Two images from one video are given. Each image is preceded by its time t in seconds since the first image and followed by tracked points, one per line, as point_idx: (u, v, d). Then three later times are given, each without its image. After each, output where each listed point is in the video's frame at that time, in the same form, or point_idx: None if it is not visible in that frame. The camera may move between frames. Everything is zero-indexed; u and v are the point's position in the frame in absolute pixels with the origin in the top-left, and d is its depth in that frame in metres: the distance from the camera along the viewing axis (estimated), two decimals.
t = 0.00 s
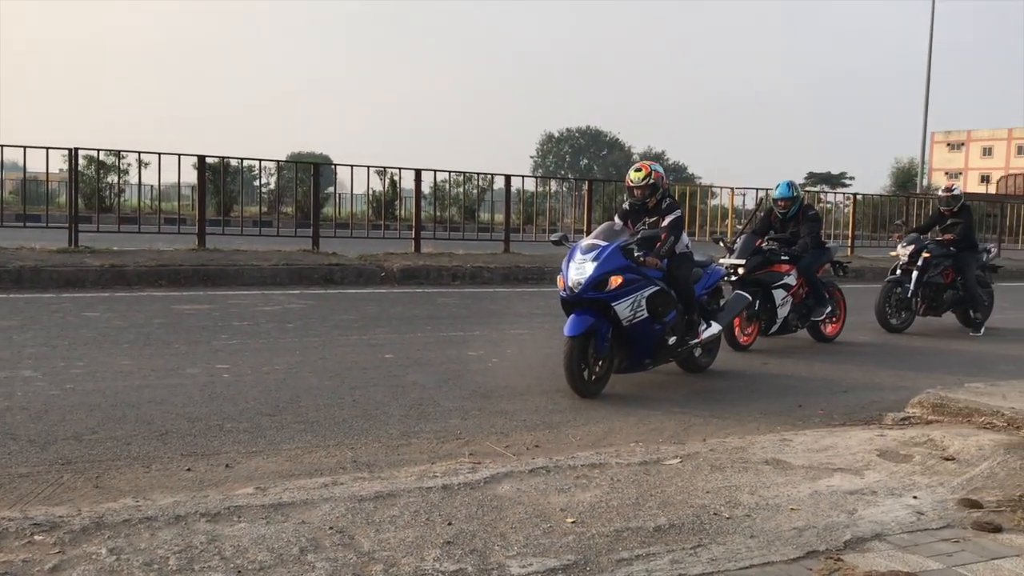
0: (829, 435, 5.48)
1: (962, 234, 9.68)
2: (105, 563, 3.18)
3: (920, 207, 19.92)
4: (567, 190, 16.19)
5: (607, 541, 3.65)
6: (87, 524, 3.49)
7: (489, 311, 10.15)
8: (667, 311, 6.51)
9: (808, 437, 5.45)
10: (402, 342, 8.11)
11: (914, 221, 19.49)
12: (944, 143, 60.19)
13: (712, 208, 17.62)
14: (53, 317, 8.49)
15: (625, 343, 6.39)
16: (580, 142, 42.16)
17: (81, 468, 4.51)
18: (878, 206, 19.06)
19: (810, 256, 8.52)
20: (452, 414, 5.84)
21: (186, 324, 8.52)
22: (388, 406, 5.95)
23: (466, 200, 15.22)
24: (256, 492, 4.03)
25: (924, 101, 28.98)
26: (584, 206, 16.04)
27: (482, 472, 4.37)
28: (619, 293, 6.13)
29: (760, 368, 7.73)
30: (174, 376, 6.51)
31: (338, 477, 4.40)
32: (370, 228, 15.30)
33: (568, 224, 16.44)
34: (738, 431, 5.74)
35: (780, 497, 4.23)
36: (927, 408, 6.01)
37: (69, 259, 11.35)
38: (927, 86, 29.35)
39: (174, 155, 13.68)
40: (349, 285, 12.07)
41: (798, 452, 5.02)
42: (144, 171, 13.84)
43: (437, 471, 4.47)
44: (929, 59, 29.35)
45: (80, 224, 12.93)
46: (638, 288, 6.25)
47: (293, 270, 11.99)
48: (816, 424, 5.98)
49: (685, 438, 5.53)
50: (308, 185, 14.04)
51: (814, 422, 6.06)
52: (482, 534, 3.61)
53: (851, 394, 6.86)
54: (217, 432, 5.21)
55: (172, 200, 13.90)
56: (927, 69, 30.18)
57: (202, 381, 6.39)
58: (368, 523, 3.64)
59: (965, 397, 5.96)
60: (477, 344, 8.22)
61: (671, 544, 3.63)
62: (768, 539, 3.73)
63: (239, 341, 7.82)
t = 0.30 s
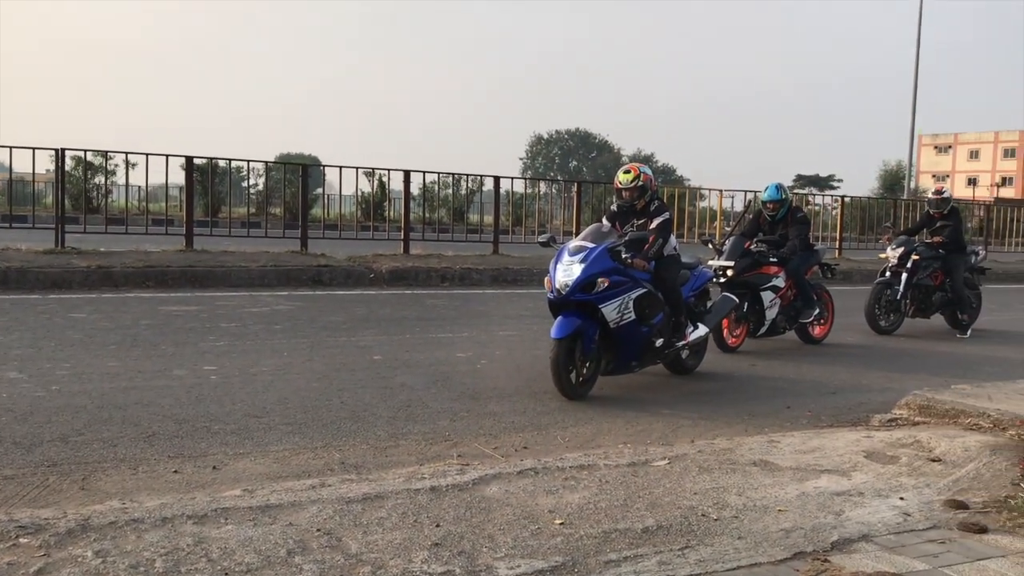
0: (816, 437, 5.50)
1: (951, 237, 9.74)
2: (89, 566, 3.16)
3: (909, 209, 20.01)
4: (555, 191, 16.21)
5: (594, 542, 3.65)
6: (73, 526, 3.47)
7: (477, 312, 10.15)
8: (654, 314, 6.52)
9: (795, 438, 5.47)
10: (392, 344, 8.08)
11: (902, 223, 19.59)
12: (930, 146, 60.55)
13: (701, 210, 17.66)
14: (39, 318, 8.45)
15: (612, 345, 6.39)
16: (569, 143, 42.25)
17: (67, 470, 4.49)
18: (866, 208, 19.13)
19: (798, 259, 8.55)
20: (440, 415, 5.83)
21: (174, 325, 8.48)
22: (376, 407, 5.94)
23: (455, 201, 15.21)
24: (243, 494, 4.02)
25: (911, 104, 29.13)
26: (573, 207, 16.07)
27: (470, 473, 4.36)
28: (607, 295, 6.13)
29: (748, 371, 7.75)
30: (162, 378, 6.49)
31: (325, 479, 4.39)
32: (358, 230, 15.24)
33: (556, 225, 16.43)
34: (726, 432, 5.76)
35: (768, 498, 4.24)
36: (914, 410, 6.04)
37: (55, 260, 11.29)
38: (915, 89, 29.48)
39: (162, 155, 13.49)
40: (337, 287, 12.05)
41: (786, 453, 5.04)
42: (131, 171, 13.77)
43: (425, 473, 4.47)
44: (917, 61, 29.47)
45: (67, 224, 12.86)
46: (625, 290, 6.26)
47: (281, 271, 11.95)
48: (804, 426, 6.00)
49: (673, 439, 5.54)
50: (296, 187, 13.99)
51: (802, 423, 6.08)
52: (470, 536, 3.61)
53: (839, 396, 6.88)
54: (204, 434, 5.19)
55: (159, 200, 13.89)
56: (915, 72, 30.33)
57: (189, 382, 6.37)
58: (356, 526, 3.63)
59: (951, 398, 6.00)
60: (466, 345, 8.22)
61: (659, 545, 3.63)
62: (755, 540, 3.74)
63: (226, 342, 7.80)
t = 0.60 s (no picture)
0: (807, 437, 5.51)
1: (943, 238, 9.78)
2: (80, 566, 3.16)
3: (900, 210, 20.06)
4: (548, 192, 16.23)
5: (586, 542, 3.66)
6: (63, 527, 3.46)
7: (469, 313, 10.15)
8: (642, 315, 6.53)
9: (787, 438, 5.48)
10: (384, 345, 8.07)
11: (893, 224, 19.65)
12: (920, 147, 60.77)
13: (693, 211, 17.70)
14: (29, 318, 8.42)
15: (599, 347, 6.40)
16: (562, 145, 42.33)
17: (56, 471, 4.47)
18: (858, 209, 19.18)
19: (789, 260, 8.56)
20: (432, 416, 5.83)
21: (164, 325, 8.46)
22: (368, 408, 5.94)
23: (446, 202, 15.38)
24: (234, 495, 4.01)
25: (903, 106, 29.25)
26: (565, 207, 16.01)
27: (462, 474, 4.36)
28: (595, 297, 6.13)
29: (739, 372, 7.77)
30: (153, 378, 6.47)
31: (316, 479, 4.39)
32: (350, 230, 15.07)
33: (548, 226, 16.40)
34: (718, 433, 5.77)
35: (759, 498, 4.25)
36: (904, 410, 6.06)
37: (45, 260, 11.24)
38: (906, 90, 29.60)
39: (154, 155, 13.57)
40: (329, 287, 12.03)
41: (777, 454, 5.06)
42: (122, 171, 13.76)
43: (416, 473, 4.46)
44: (907, 61, 29.57)
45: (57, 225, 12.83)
46: (613, 291, 6.25)
47: (273, 271, 11.93)
48: (795, 426, 6.01)
49: (664, 440, 5.55)
50: (288, 187, 14.20)
51: (793, 424, 6.09)
52: (461, 536, 3.61)
53: (829, 397, 6.90)
54: (195, 435, 5.18)
55: (150, 200, 13.88)
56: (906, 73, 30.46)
57: (180, 383, 6.35)
58: (347, 526, 3.63)
59: (941, 399, 6.02)
60: (458, 346, 8.22)
61: (650, 546, 3.64)
62: (746, 540, 3.75)
63: (217, 342, 7.78)
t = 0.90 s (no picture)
0: (803, 436, 5.52)
1: (938, 238, 9.80)
2: (77, 565, 3.15)
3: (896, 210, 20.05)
4: (545, 190, 16.22)
5: (583, 541, 3.66)
6: (60, 526, 3.46)
7: (465, 312, 10.15)
8: (631, 318, 6.53)
9: (783, 438, 5.49)
10: (381, 344, 8.06)
11: (890, 223, 19.65)
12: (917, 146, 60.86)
13: (689, 210, 17.67)
14: (25, 318, 8.40)
15: (587, 349, 6.39)
16: (559, 144, 42.37)
17: (53, 470, 4.46)
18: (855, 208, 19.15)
19: (779, 260, 8.57)
20: (429, 415, 5.83)
21: (161, 324, 8.45)
22: (365, 407, 5.94)
23: (443, 201, 15.26)
24: (232, 494, 4.00)
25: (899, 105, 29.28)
26: (563, 206, 15.98)
27: (460, 473, 4.36)
28: (584, 298, 6.12)
29: (733, 373, 7.78)
30: (149, 377, 6.46)
31: (314, 478, 4.38)
32: (347, 229, 15.11)
33: (545, 224, 16.43)
34: (714, 432, 5.77)
35: (755, 497, 4.26)
36: (900, 409, 6.07)
37: (41, 259, 11.21)
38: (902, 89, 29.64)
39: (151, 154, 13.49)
40: (326, 286, 12.03)
41: (774, 453, 5.07)
42: (119, 170, 13.73)
43: (413, 473, 4.46)
44: (904, 60, 29.58)
45: (53, 224, 12.81)
46: (602, 293, 6.25)
47: (270, 271, 11.91)
48: (790, 426, 6.02)
49: (661, 439, 5.56)
50: (285, 186, 13.93)
51: (788, 423, 6.10)
52: (458, 535, 3.61)
53: (825, 396, 6.92)
54: (192, 434, 5.18)
55: (146, 200, 13.83)
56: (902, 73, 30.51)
57: (177, 382, 6.34)
58: (345, 525, 3.63)
59: (937, 398, 6.03)
60: (454, 345, 8.22)
61: (647, 544, 3.64)
62: (742, 538, 3.76)
63: (214, 341, 7.77)
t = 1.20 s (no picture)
0: (804, 435, 5.52)
1: (936, 237, 9.80)
2: (81, 563, 3.16)
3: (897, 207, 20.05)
4: (546, 189, 16.27)
5: (585, 539, 3.67)
6: (64, 524, 3.47)
7: (466, 310, 10.15)
8: (616, 321, 6.52)
9: (784, 436, 5.49)
10: (383, 342, 8.07)
11: (891, 221, 19.66)
12: (918, 144, 60.86)
13: (690, 208, 17.73)
14: (28, 316, 8.40)
15: (573, 352, 6.37)
16: (560, 142, 42.37)
17: (56, 468, 4.47)
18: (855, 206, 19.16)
19: (775, 259, 8.57)
20: (430, 413, 5.84)
21: (163, 322, 8.46)
22: (367, 405, 5.94)
23: (445, 199, 15.28)
24: (235, 491, 4.01)
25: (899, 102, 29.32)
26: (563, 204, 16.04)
27: (463, 471, 4.37)
28: (570, 300, 6.10)
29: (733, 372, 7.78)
30: (152, 375, 6.47)
31: (317, 476, 4.40)
32: (349, 228, 14.92)
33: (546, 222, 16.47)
34: (714, 431, 5.78)
35: (756, 495, 4.26)
36: (901, 407, 6.07)
37: (43, 258, 11.22)
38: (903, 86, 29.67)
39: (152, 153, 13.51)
40: (329, 285, 12.04)
41: (775, 451, 5.07)
42: (121, 169, 13.68)
43: (415, 470, 4.47)
44: (905, 58, 29.62)
45: (55, 223, 12.81)
46: (589, 295, 6.23)
47: (272, 269, 11.93)
48: (791, 424, 6.02)
49: (661, 437, 5.56)
50: (286, 185, 14.13)
51: (789, 422, 6.10)
52: (461, 533, 3.62)
53: (826, 395, 6.92)
54: (194, 432, 5.18)
55: (149, 198, 14.00)
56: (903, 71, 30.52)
57: (180, 380, 6.35)
58: (349, 522, 3.64)
59: (938, 397, 6.03)
60: (455, 343, 8.22)
61: (649, 542, 3.65)
62: (744, 536, 3.77)
63: (216, 339, 7.78)
